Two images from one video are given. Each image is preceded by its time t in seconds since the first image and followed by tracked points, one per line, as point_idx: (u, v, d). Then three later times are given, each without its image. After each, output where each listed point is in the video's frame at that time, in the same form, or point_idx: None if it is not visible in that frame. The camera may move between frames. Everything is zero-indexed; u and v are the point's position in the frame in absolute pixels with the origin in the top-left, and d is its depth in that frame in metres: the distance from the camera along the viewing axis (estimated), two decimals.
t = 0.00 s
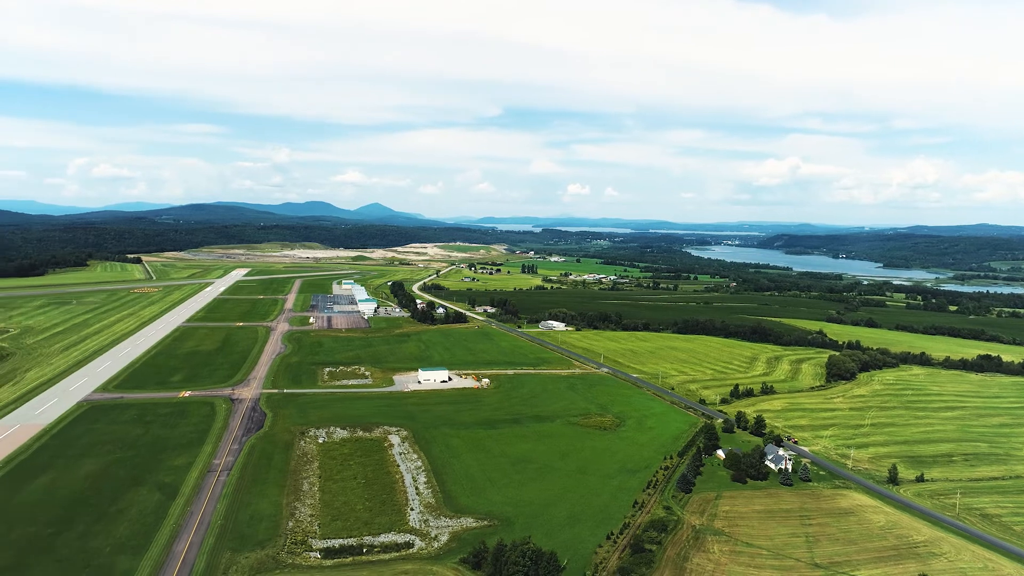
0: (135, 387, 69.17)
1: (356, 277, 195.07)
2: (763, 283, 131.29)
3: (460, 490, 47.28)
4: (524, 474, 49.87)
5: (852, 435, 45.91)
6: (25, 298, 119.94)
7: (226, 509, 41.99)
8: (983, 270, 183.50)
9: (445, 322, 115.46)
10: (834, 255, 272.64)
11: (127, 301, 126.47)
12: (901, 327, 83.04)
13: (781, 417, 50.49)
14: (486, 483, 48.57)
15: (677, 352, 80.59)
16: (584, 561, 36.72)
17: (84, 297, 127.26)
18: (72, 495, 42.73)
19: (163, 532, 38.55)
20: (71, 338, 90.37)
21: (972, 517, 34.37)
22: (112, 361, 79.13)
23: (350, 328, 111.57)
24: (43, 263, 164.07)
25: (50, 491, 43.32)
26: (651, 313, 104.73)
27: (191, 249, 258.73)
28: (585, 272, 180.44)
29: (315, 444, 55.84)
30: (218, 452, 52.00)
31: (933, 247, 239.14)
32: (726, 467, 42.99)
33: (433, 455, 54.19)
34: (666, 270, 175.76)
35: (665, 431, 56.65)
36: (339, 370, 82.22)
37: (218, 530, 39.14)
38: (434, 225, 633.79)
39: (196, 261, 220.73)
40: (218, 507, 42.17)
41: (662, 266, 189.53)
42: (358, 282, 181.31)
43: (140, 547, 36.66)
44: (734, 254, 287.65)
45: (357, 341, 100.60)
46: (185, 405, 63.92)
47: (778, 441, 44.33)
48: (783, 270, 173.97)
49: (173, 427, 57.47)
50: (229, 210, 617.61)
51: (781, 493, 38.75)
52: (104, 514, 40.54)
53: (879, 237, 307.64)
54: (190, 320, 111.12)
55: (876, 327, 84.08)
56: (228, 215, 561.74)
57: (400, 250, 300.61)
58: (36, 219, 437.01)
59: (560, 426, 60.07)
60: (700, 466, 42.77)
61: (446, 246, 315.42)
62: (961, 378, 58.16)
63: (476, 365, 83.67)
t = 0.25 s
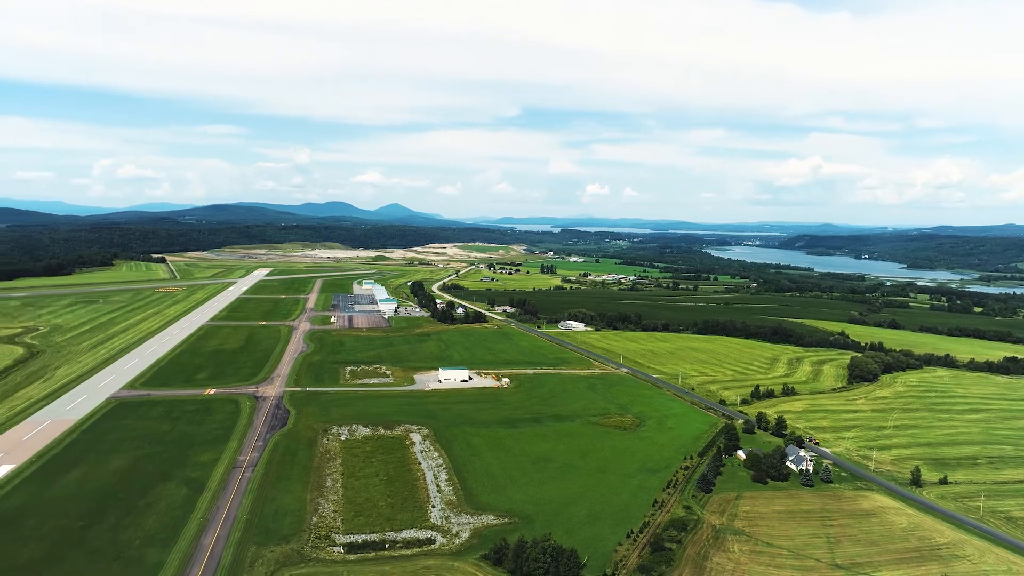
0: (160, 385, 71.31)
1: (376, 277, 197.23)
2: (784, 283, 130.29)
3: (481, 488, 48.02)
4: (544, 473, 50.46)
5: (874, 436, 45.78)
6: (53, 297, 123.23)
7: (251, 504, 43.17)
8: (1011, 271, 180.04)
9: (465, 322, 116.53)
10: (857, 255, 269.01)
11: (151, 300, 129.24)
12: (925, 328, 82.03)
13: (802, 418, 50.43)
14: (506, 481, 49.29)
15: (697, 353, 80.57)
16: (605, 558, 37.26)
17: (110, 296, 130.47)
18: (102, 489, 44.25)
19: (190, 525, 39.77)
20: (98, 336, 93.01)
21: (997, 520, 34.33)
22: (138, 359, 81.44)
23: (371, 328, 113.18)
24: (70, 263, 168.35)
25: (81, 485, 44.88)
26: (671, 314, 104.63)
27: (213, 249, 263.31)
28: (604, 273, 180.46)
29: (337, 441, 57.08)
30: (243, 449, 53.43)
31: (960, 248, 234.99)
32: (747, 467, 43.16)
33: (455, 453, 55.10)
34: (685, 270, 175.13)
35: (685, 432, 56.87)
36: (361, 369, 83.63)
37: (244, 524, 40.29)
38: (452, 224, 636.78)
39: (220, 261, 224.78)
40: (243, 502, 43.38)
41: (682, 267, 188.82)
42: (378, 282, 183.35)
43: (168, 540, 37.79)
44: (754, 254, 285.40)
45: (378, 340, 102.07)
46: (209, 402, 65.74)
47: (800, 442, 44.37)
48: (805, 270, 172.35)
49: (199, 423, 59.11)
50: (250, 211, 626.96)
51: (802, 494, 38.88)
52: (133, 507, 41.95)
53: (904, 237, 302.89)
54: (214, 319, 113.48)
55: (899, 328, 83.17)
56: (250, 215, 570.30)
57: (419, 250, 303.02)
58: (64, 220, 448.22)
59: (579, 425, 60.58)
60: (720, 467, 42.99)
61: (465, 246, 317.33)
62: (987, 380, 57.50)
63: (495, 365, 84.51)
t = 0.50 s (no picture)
0: (189, 381, 73.65)
1: (398, 277, 199.44)
2: (808, 284, 129.07)
3: (504, 486, 48.93)
4: (565, 472, 51.11)
5: (900, 438, 45.59)
6: (85, 296, 126.88)
7: (279, 499, 44.60)
8: None
9: (487, 321, 117.65)
10: (884, 256, 264.73)
11: (179, 299, 132.42)
12: (953, 330, 80.85)
13: (826, 419, 50.34)
14: (529, 479, 50.08)
15: (719, 353, 80.44)
16: (627, 555, 37.85)
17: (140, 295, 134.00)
18: (135, 484, 46.04)
19: (220, 518, 41.27)
20: (128, 334, 95.83)
21: None
22: (168, 357, 83.88)
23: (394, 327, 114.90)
24: (100, 263, 172.85)
25: (115, 479, 46.70)
26: (693, 315, 104.43)
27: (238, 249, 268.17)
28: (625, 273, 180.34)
29: (362, 438, 58.44)
30: (270, 445, 55.03)
31: (990, 248, 230.13)
32: (770, 468, 43.31)
33: (478, 451, 56.06)
34: (707, 271, 174.24)
35: (707, 432, 57.08)
36: (385, 368, 85.12)
37: (272, 518, 41.69)
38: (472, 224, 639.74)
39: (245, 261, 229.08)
40: (271, 497, 44.81)
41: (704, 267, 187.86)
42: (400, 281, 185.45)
43: (199, 532, 39.32)
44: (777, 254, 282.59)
45: (401, 339, 103.62)
46: (237, 399, 67.72)
47: (824, 443, 44.38)
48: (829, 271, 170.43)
49: (227, 420, 60.96)
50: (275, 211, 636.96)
51: (826, 495, 39.00)
52: (165, 501, 43.61)
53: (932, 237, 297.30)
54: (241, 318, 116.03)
55: (926, 330, 82.10)
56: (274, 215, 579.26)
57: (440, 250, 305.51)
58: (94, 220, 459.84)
59: (601, 425, 61.11)
60: (743, 467, 43.20)
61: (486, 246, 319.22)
62: (1016, 383, 56.73)
63: (518, 364, 85.37)
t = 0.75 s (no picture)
0: (214, 379, 75.66)
1: (418, 277, 201.24)
2: (829, 285, 127.82)
3: (524, 484, 49.64)
4: (584, 471, 51.64)
5: (922, 440, 45.39)
6: (112, 295, 130.11)
7: (302, 495, 45.84)
8: None
9: (506, 321, 118.53)
10: (908, 257, 260.45)
11: (204, 299, 135.15)
12: (978, 332, 79.73)
13: (847, 420, 50.22)
14: (549, 478, 50.72)
15: (739, 354, 80.25)
16: (647, 554, 38.33)
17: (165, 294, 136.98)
18: (162, 479, 47.63)
19: (245, 513, 42.59)
20: (154, 333, 98.23)
21: None
22: (193, 355, 85.95)
23: (414, 326, 116.35)
24: (125, 263, 176.81)
25: (142, 474, 48.34)
26: (713, 315, 104.16)
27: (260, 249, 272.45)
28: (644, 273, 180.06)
29: (383, 436, 59.56)
30: (293, 442, 56.41)
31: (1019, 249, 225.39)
32: (790, 468, 43.41)
33: (498, 449, 56.86)
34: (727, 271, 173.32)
35: (727, 432, 57.20)
36: (406, 367, 86.38)
37: (296, 514, 42.89)
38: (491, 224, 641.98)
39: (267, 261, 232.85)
40: (294, 493, 46.07)
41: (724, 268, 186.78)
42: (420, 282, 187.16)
43: (226, 526, 40.65)
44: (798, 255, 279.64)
45: (421, 339, 104.89)
46: (261, 397, 69.38)
47: (845, 445, 44.35)
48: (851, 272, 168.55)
49: (251, 417, 62.53)
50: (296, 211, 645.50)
51: (847, 496, 39.08)
52: (192, 495, 45.09)
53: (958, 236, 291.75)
54: (264, 317, 118.25)
55: (951, 331, 81.05)
56: (295, 216, 586.83)
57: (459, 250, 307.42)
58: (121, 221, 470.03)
59: (621, 424, 61.53)
60: (763, 467, 43.36)
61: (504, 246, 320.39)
62: None
63: (537, 364, 86.07)
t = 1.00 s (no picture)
0: (243, 377, 77.83)
1: (440, 277, 203.00)
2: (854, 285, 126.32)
3: (546, 482, 50.47)
4: (606, 470, 52.27)
5: (948, 442, 45.15)
6: (142, 294, 133.71)
7: (328, 490, 47.28)
8: None
9: (528, 321, 119.41)
10: (937, 257, 255.16)
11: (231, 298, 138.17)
12: (1008, 334, 78.40)
13: (871, 422, 50.07)
14: (570, 476, 51.47)
15: (762, 355, 80.00)
16: (670, 552, 38.86)
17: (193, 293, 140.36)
18: (193, 473, 49.47)
19: (274, 507, 44.11)
20: (184, 331, 100.95)
21: None
22: (221, 353, 88.23)
23: (437, 326, 117.88)
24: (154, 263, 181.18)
25: (173, 468, 50.22)
26: (735, 316, 103.75)
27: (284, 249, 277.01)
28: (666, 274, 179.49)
29: (407, 434, 60.85)
30: (318, 439, 57.96)
31: None
32: (814, 469, 43.55)
33: (520, 448, 57.75)
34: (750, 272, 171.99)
35: (749, 433, 57.32)
36: (429, 365, 87.75)
37: (323, 509, 44.30)
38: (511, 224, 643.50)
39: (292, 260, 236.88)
40: (320, 488, 47.52)
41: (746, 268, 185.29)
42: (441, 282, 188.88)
43: (254, 520, 42.18)
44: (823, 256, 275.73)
45: (444, 338, 106.26)
46: (288, 395, 71.23)
47: (869, 446, 44.33)
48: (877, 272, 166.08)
49: (278, 414, 64.30)
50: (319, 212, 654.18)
51: (871, 498, 39.16)
52: (221, 490, 46.81)
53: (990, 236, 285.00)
54: (290, 316, 120.69)
55: (980, 333, 79.82)
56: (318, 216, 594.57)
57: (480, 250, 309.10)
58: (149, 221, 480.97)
59: (642, 424, 61.99)
60: (786, 468, 43.55)
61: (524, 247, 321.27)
62: None
63: (559, 363, 86.80)
